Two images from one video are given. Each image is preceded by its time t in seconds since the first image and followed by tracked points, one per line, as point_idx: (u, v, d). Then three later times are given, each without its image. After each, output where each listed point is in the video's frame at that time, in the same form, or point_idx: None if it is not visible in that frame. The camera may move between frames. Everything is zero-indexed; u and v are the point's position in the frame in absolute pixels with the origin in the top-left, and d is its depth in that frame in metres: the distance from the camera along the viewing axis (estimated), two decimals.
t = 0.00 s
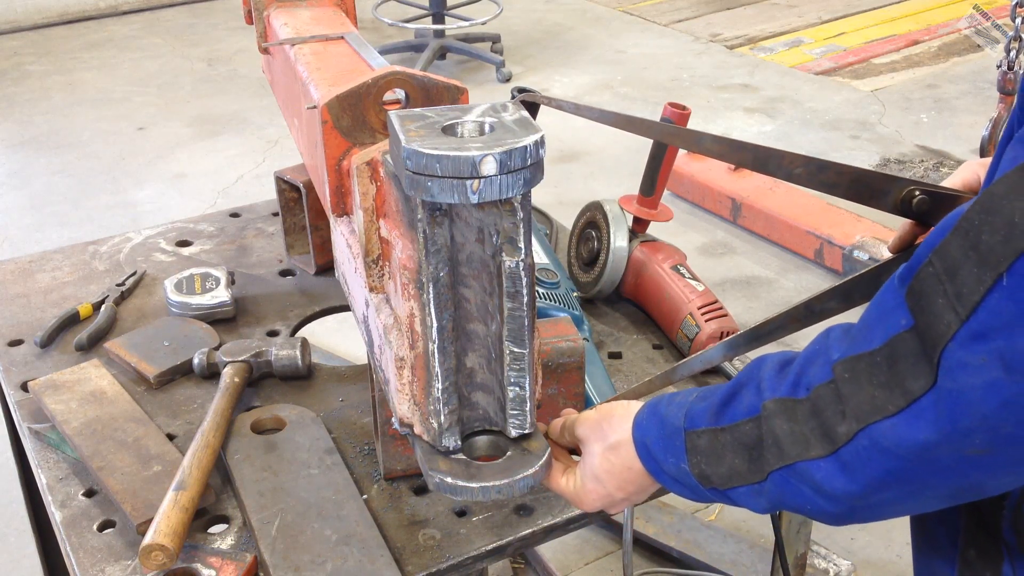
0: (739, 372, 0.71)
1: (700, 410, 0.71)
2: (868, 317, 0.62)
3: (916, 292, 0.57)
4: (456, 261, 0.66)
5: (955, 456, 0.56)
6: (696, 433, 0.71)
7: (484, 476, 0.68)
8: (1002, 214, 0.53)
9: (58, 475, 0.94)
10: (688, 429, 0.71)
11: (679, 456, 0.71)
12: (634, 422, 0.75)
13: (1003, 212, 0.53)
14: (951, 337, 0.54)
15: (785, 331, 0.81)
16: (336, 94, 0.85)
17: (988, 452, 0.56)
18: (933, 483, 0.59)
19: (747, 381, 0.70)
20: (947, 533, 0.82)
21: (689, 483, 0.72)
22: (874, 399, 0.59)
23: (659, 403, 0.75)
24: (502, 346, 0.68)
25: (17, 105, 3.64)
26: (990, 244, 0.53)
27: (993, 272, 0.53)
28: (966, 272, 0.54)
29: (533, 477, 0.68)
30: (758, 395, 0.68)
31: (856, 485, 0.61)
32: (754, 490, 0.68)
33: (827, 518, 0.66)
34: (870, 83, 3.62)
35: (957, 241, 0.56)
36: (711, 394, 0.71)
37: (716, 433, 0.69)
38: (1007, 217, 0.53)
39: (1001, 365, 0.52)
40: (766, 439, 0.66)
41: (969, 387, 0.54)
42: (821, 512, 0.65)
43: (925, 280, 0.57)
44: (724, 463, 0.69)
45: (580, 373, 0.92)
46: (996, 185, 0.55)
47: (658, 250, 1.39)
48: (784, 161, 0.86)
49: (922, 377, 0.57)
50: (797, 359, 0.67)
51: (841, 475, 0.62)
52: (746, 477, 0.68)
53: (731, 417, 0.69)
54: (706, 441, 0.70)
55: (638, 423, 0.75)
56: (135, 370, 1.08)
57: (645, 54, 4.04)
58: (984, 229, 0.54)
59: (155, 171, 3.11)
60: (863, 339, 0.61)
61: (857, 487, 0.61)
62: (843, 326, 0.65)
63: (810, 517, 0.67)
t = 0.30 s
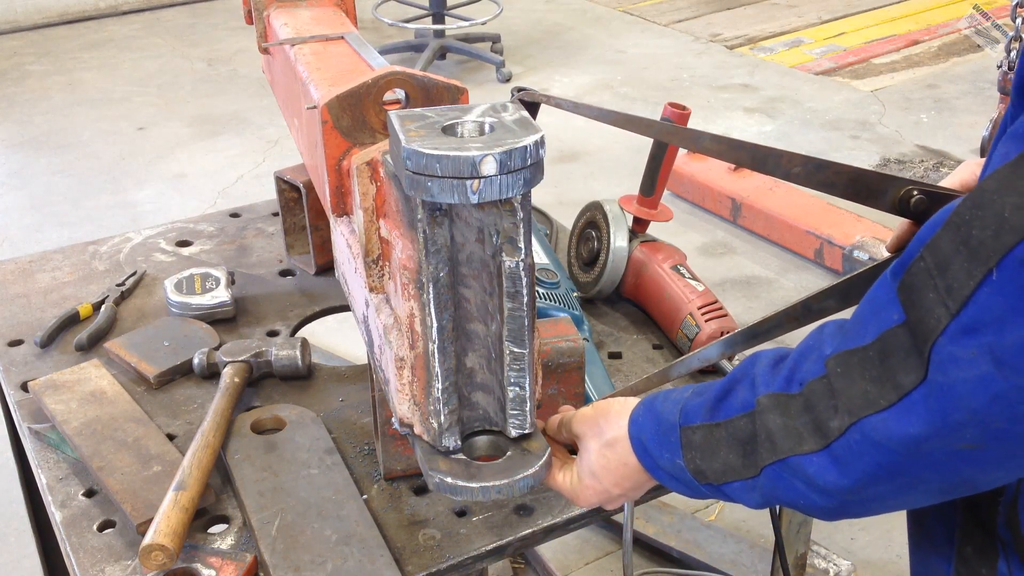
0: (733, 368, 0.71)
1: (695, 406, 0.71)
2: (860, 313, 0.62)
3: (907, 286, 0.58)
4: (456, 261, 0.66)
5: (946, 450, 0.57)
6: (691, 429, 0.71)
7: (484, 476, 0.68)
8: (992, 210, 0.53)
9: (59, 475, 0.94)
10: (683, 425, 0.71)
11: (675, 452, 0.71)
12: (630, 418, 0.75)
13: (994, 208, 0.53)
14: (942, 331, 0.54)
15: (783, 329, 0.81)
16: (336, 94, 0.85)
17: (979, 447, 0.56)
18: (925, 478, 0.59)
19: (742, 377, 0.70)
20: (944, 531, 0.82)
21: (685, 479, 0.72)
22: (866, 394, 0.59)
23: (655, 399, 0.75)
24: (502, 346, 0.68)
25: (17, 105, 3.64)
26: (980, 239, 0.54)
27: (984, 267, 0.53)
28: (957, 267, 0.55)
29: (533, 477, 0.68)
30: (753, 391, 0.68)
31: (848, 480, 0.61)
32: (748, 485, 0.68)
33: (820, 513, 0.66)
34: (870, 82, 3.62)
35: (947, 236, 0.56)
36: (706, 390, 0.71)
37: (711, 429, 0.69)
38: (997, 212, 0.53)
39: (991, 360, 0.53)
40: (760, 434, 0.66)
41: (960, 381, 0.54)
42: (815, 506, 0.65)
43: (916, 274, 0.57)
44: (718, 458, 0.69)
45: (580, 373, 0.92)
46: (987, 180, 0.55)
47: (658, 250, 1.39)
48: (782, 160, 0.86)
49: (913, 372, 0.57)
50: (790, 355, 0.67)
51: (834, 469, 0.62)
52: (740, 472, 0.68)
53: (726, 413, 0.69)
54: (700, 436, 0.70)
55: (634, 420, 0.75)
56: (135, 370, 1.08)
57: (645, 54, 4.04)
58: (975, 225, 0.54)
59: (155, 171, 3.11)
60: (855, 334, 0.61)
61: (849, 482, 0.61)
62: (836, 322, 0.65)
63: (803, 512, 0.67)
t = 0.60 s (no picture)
0: (732, 367, 0.71)
1: (694, 405, 0.71)
2: (859, 311, 0.62)
3: (905, 285, 0.58)
4: (456, 261, 0.66)
5: (944, 449, 0.56)
6: (690, 428, 0.71)
7: (484, 476, 0.68)
8: (989, 208, 0.53)
9: (58, 475, 0.94)
10: (682, 424, 0.71)
11: (674, 451, 0.71)
12: (629, 418, 0.75)
13: (991, 206, 0.53)
14: (939, 330, 0.54)
15: (783, 329, 0.81)
16: (336, 94, 0.85)
17: (977, 445, 0.56)
18: (924, 476, 0.59)
19: (741, 377, 0.70)
20: (943, 531, 0.82)
21: (683, 478, 0.72)
22: (864, 392, 0.59)
23: (656, 398, 0.75)
24: (503, 346, 0.68)
25: (17, 105, 3.64)
26: (977, 237, 0.54)
27: (981, 266, 0.53)
28: (954, 265, 0.55)
29: (533, 477, 0.68)
30: (751, 390, 0.68)
31: (846, 478, 0.61)
32: (747, 484, 0.68)
33: (819, 512, 0.66)
34: (870, 83, 3.62)
35: (944, 234, 0.56)
36: (705, 389, 0.72)
37: (710, 428, 0.69)
38: (993, 210, 0.53)
39: (988, 358, 0.52)
40: (759, 433, 0.66)
41: (957, 379, 0.54)
42: (813, 505, 0.65)
43: (914, 272, 0.57)
44: (717, 458, 0.69)
45: (580, 373, 0.92)
46: (984, 179, 0.55)
47: (658, 250, 1.39)
48: (782, 160, 0.87)
49: (911, 370, 0.57)
50: (788, 354, 0.67)
51: (832, 467, 0.62)
52: (739, 471, 0.68)
53: (725, 412, 0.69)
54: (699, 435, 0.70)
55: (633, 419, 0.75)
56: (135, 370, 1.08)
57: (645, 54, 4.04)
58: (972, 223, 0.54)
59: (155, 171, 3.11)
60: (853, 333, 0.62)
61: (847, 480, 0.61)
62: (835, 321, 0.65)
63: (801, 511, 0.67)
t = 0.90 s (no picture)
0: (731, 368, 0.71)
1: (693, 405, 0.71)
2: (859, 311, 0.62)
3: (904, 284, 0.58)
4: (456, 261, 0.66)
5: (943, 448, 0.56)
6: (689, 428, 0.71)
7: (484, 476, 0.68)
8: (988, 207, 0.53)
9: (59, 475, 0.94)
10: (682, 424, 0.71)
11: (673, 451, 0.71)
12: (629, 418, 0.75)
13: (989, 205, 0.53)
14: (938, 328, 0.54)
15: (784, 329, 0.82)
16: (336, 94, 0.85)
17: (976, 444, 0.56)
18: (923, 475, 0.59)
19: (740, 376, 0.70)
20: (942, 531, 0.82)
21: (683, 478, 0.72)
22: (863, 391, 0.59)
23: (656, 398, 0.75)
24: (503, 346, 0.68)
25: (16, 105, 3.64)
26: (976, 236, 0.54)
27: (980, 265, 0.53)
28: (953, 264, 0.55)
29: (533, 477, 0.68)
30: (751, 390, 0.68)
31: (845, 477, 0.61)
32: (747, 484, 0.68)
33: (818, 512, 0.66)
34: (870, 82, 3.62)
35: (944, 233, 0.56)
36: (704, 389, 0.72)
37: (710, 428, 0.69)
38: (992, 209, 0.53)
39: (987, 357, 0.52)
40: (758, 433, 0.66)
41: (956, 378, 0.54)
42: (812, 505, 0.65)
43: (914, 272, 0.57)
44: (717, 457, 0.69)
45: (580, 373, 0.92)
46: (983, 177, 0.55)
47: (658, 250, 1.39)
48: (782, 161, 0.87)
49: (910, 369, 0.57)
50: (788, 354, 0.67)
51: (831, 467, 0.62)
52: (739, 471, 0.68)
53: (724, 412, 0.69)
54: (699, 435, 0.70)
55: (633, 419, 0.75)
56: (135, 370, 1.08)
57: (645, 54, 4.04)
58: (971, 222, 0.54)
59: (155, 171, 3.11)
60: (853, 332, 0.62)
61: (846, 480, 0.61)
62: (834, 321, 0.65)
63: (800, 510, 0.67)
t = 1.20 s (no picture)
0: (730, 368, 0.71)
1: (692, 405, 0.71)
2: (857, 310, 0.62)
3: (903, 283, 0.58)
4: (456, 261, 0.66)
5: (942, 447, 0.57)
6: (689, 427, 0.71)
7: (484, 476, 0.68)
8: (988, 206, 0.53)
9: (58, 475, 0.94)
10: (681, 424, 0.71)
11: (672, 451, 0.71)
12: (628, 418, 0.75)
13: (989, 204, 0.53)
14: (937, 327, 0.55)
15: (783, 329, 0.82)
16: (336, 94, 0.85)
17: (974, 444, 0.56)
18: (921, 474, 0.59)
19: (740, 376, 0.70)
20: (942, 531, 0.82)
21: (682, 478, 0.72)
22: (862, 390, 0.59)
23: (656, 397, 0.75)
24: (503, 346, 0.68)
25: (16, 105, 3.64)
26: (976, 235, 0.53)
27: (980, 264, 0.53)
28: (952, 263, 0.55)
29: (533, 477, 0.68)
30: (750, 389, 0.68)
31: (844, 476, 0.61)
32: (745, 483, 0.68)
33: (816, 511, 0.66)
34: (870, 83, 3.62)
35: (943, 232, 0.56)
36: (703, 389, 0.72)
37: (709, 428, 0.69)
38: (992, 208, 0.53)
39: (986, 356, 0.53)
40: (757, 432, 0.66)
41: (954, 377, 0.54)
42: (811, 504, 0.65)
43: (913, 270, 0.57)
44: (716, 457, 0.69)
45: (580, 373, 0.92)
46: (983, 176, 0.55)
47: (658, 250, 1.39)
48: (782, 161, 0.87)
49: (909, 368, 0.57)
50: (787, 354, 0.67)
51: (830, 466, 0.62)
52: (737, 470, 0.68)
53: (723, 412, 0.69)
54: (698, 434, 0.70)
55: (632, 419, 0.75)
56: (135, 370, 1.08)
57: (645, 54, 4.04)
58: (970, 221, 0.54)
59: (155, 171, 3.11)
60: (852, 331, 0.61)
61: (845, 478, 0.61)
62: (834, 320, 0.65)
63: (799, 510, 0.67)
